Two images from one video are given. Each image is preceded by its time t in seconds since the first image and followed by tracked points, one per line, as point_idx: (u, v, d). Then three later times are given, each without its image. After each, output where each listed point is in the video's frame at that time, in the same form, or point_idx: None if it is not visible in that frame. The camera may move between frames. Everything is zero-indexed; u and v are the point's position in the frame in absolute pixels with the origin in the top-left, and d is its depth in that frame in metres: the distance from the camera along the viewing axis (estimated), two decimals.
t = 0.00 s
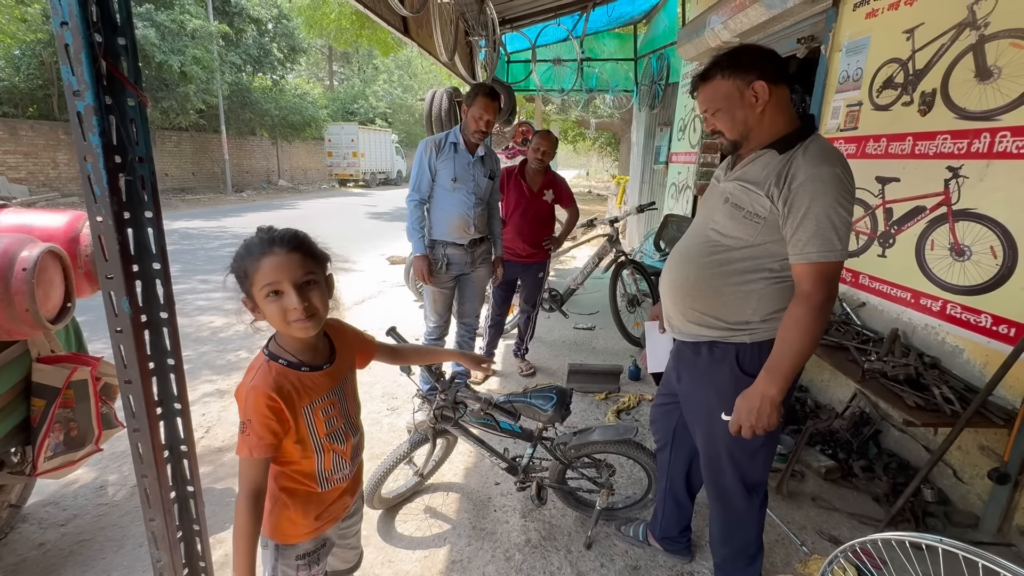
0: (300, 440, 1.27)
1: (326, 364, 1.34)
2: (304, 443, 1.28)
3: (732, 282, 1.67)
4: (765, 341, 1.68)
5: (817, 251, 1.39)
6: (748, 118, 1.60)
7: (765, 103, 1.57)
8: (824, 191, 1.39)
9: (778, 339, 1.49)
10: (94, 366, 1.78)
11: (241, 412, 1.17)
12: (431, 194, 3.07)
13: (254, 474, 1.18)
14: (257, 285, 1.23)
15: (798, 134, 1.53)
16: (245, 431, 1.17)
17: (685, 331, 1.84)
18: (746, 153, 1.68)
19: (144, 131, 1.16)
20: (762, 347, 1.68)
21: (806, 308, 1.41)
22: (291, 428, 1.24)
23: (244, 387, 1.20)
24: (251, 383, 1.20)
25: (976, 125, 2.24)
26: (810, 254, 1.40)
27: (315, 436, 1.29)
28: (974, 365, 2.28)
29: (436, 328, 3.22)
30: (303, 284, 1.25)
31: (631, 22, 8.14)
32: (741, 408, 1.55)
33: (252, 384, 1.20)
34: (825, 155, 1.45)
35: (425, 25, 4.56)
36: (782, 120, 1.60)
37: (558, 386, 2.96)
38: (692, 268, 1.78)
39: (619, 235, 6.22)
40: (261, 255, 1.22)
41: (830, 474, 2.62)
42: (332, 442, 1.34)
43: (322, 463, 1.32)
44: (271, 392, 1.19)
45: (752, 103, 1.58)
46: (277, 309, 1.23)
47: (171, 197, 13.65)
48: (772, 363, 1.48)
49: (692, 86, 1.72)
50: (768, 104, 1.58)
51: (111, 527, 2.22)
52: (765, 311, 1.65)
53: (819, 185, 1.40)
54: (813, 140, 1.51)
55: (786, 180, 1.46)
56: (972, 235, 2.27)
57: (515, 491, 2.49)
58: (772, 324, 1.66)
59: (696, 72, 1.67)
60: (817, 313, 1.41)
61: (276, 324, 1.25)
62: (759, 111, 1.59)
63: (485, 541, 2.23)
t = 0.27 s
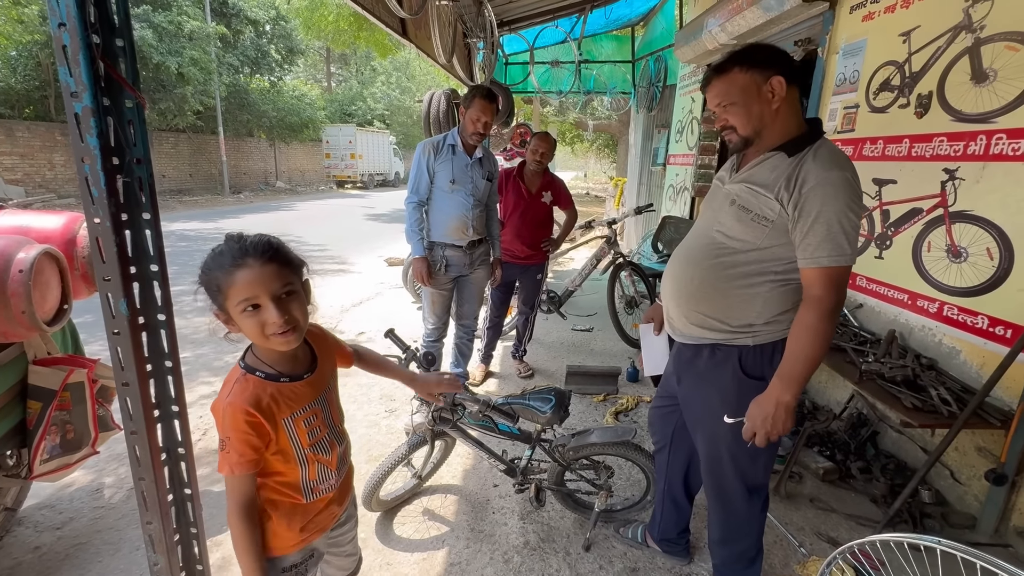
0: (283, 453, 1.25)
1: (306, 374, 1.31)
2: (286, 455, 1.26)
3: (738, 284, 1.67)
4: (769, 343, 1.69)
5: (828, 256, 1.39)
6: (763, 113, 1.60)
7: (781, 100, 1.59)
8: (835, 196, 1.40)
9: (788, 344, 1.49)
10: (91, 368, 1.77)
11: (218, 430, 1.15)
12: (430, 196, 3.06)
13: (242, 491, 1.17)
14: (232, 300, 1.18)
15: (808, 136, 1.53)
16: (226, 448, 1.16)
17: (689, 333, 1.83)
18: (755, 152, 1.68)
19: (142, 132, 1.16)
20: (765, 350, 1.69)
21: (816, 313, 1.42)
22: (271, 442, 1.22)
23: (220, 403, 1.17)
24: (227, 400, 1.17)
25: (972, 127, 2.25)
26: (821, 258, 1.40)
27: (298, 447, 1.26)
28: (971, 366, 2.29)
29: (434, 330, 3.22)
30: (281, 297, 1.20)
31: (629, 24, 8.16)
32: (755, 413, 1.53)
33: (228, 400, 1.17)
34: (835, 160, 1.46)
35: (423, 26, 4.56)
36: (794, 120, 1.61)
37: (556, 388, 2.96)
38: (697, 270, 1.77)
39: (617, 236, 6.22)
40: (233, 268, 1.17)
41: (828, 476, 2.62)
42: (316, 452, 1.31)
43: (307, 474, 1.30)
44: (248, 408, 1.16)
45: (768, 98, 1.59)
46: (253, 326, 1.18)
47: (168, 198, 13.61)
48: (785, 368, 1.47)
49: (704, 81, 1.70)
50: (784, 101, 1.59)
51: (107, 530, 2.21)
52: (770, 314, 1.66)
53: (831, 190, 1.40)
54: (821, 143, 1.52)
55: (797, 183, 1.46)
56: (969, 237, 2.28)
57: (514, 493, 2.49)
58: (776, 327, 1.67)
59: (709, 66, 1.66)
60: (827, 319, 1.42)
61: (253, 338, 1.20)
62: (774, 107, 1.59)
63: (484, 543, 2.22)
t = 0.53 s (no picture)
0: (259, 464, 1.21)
1: (282, 381, 1.29)
2: (261, 466, 1.22)
3: (738, 288, 1.67)
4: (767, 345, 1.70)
5: (832, 262, 1.40)
6: (770, 115, 1.61)
7: (787, 103, 1.60)
8: (839, 202, 1.40)
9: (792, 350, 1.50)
10: (84, 372, 1.76)
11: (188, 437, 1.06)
12: (426, 198, 3.07)
13: (203, 497, 1.07)
14: (213, 308, 1.15)
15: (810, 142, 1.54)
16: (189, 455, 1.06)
17: (688, 336, 1.83)
18: (759, 155, 1.68)
19: (136, 136, 1.16)
20: (763, 353, 1.70)
21: (819, 319, 1.42)
22: (247, 451, 1.18)
23: (193, 410, 1.09)
24: (200, 407, 1.10)
25: (963, 130, 2.27)
26: (824, 265, 1.41)
27: (274, 458, 1.23)
28: (964, 367, 2.30)
29: (430, 333, 3.21)
30: (264, 306, 1.19)
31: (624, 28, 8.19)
32: (762, 421, 1.52)
33: (203, 406, 1.10)
34: (839, 166, 1.46)
35: (419, 29, 4.56)
36: (799, 123, 1.62)
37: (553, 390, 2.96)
38: (697, 274, 1.77)
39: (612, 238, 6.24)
40: (213, 276, 1.14)
41: (823, 477, 2.63)
42: (291, 462, 1.28)
43: (282, 485, 1.27)
44: (225, 415, 1.11)
45: (775, 101, 1.60)
46: (235, 335, 1.16)
47: (163, 201, 13.56)
48: (789, 375, 1.47)
49: (709, 83, 1.70)
50: (790, 104, 1.60)
51: (100, 535, 2.20)
52: (768, 317, 1.67)
53: (836, 195, 1.41)
54: (824, 150, 1.52)
55: (801, 189, 1.46)
56: (960, 239, 2.30)
57: (509, 495, 2.49)
58: (773, 330, 1.68)
59: (716, 66, 1.66)
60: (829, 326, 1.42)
61: (234, 347, 1.17)
62: (780, 110, 1.60)
63: (480, 546, 2.22)
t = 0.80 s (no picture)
0: (246, 461, 1.19)
1: (275, 379, 1.29)
2: (251, 464, 1.20)
3: (735, 291, 1.68)
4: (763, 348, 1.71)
5: (828, 267, 1.41)
6: (760, 123, 1.62)
7: (777, 111, 1.60)
8: (835, 208, 1.41)
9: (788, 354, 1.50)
10: (75, 377, 1.75)
11: (164, 418, 1.05)
12: (420, 202, 3.07)
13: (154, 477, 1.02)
14: (213, 305, 1.14)
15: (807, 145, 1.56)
16: (159, 434, 1.04)
17: (684, 339, 1.83)
18: (752, 161, 1.69)
19: (126, 140, 1.15)
20: (759, 355, 1.71)
21: (816, 323, 1.43)
22: (234, 446, 1.16)
23: (185, 398, 1.10)
24: (191, 396, 1.11)
25: (954, 133, 2.29)
26: (820, 270, 1.41)
27: (266, 456, 1.22)
28: (956, 369, 2.32)
29: (425, 336, 3.20)
30: (265, 305, 1.19)
31: (619, 31, 8.22)
32: (759, 425, 1.52)
33: (194, 396, 1.10)
34: (835, 171, 1.47)
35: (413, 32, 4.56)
36: (790, 129, 1.62)
37: (547, 393, 2.96)
38: (694, 277, 1.77)
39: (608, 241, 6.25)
40: (218, 274, 1.14)
41: (817, 479, 2.64)
42: (283, 461, 1.27)
43: (274, 484, 1.25)
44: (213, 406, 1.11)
45: (765, 108, 1.61)
46: (237, 333, 1.16)
47: (157, 203, 13.48)
48: (787, 379, 1.48)
49: (702, 89, 1.71)
50: (781, 111, 1.60)
51: (91, 541, 2.18)
52: (764, 320, 1.67)
53: (833, 201, 1.42)
54: (819, 155, 1.53)
55: (796, 194, 1.47)
56: (951, 241, 2.32)
57: (505, 499, 2.49)
58: (770, 333, 1.69)
59: (708, 75, 1.67)
60: (825, 331, 1.43)
61: (231, 343, 1.17)
62: (771, 117, 1.61)
63: (474, 550, 2.21)
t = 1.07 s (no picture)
0: (243, 455, 1.20)
1: (271, 375, 1.28)
2: (248, 458, 1.21)
3: (720, 293, 1.69)
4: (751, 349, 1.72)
5: (799, 267, 1.42)
6: (734, 130, 1.63)
7: (751, 117, 1.61)
8: (806, 209, 1.43)
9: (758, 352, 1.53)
10: (69, 381, 1.74)
11: (166, 409, 1.07)
12: (416, 204, 3.07)
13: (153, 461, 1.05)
14: (235, 300, 1.15)
15: (784, 149, 1.58)
16: (160, 424, 1.06)
17: (673, 340, 1.85)
18: (732, 167, 1.71)
19: (120, 144, 1.16)
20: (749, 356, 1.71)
21: (783, 323, 1.44)
22: (233, 440, 1.17)
23: (186, 394, 1.10)
24: (193, 391, 1.11)
25: (945, 136, 2.31)
26: (788, 270, 1.43)
27: (262, 451, 1.23)
28: (948, 369, 2.34)
29: (422, 338, 3.20)
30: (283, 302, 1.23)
31: (614, 34, 8.25)
32: (725, 418, 1.60)
33: (196, 391, 1.11)
34: (808, 173, 1.49)
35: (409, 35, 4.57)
36: (767, 135, 1.62)
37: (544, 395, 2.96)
38: (681, 279, 1.79)
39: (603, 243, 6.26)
40: (246, 268, 1.16)
41: (812, 479, 2.65)
42: (279, 456, 1.27)
43: (270, 479, 1.26)
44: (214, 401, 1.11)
45: (738, 116, 1.61)
46: (258, 328, 1.17)
47: (152, 206, 13.43)
48: (752, 375, 1.51)
49: (681, 101, 1.75)
50: (755, 118, 1.61)
51: (86, 546, 2.17)
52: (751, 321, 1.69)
53: (803, 203, 1.43)
54: (796, 158, 1.55)
55: (769, 197, 1.49)
56: (943, 243, 2.34)
57: (501, 501, 2.49)
58: (759, 334, 1.70)
59: (684, 87, 1.70)
60: (792, 331, 1.44)
61: (246, 337, 1.18)
62: (745, 125, 1.62)
63: (471, 553, 2.21)
